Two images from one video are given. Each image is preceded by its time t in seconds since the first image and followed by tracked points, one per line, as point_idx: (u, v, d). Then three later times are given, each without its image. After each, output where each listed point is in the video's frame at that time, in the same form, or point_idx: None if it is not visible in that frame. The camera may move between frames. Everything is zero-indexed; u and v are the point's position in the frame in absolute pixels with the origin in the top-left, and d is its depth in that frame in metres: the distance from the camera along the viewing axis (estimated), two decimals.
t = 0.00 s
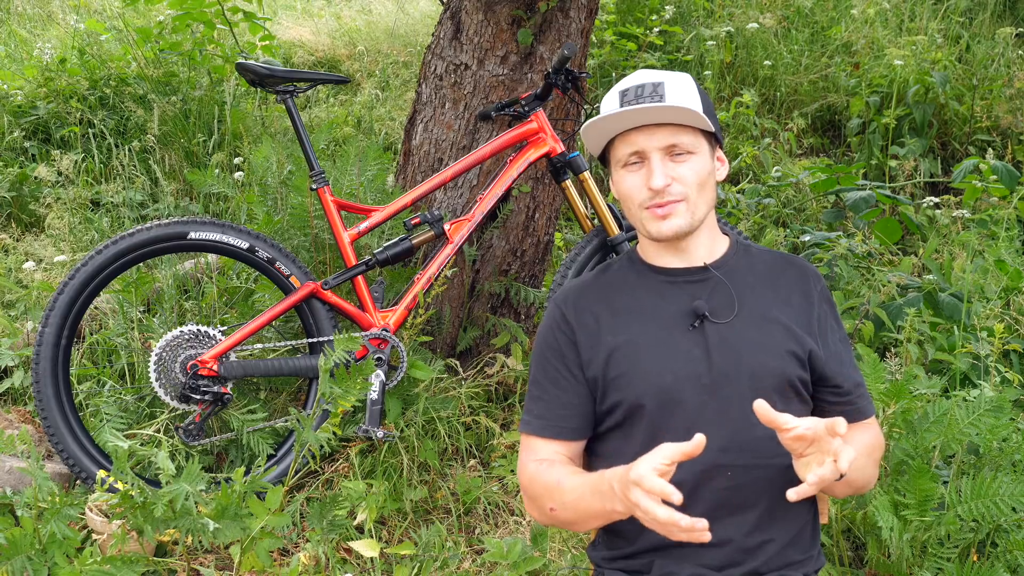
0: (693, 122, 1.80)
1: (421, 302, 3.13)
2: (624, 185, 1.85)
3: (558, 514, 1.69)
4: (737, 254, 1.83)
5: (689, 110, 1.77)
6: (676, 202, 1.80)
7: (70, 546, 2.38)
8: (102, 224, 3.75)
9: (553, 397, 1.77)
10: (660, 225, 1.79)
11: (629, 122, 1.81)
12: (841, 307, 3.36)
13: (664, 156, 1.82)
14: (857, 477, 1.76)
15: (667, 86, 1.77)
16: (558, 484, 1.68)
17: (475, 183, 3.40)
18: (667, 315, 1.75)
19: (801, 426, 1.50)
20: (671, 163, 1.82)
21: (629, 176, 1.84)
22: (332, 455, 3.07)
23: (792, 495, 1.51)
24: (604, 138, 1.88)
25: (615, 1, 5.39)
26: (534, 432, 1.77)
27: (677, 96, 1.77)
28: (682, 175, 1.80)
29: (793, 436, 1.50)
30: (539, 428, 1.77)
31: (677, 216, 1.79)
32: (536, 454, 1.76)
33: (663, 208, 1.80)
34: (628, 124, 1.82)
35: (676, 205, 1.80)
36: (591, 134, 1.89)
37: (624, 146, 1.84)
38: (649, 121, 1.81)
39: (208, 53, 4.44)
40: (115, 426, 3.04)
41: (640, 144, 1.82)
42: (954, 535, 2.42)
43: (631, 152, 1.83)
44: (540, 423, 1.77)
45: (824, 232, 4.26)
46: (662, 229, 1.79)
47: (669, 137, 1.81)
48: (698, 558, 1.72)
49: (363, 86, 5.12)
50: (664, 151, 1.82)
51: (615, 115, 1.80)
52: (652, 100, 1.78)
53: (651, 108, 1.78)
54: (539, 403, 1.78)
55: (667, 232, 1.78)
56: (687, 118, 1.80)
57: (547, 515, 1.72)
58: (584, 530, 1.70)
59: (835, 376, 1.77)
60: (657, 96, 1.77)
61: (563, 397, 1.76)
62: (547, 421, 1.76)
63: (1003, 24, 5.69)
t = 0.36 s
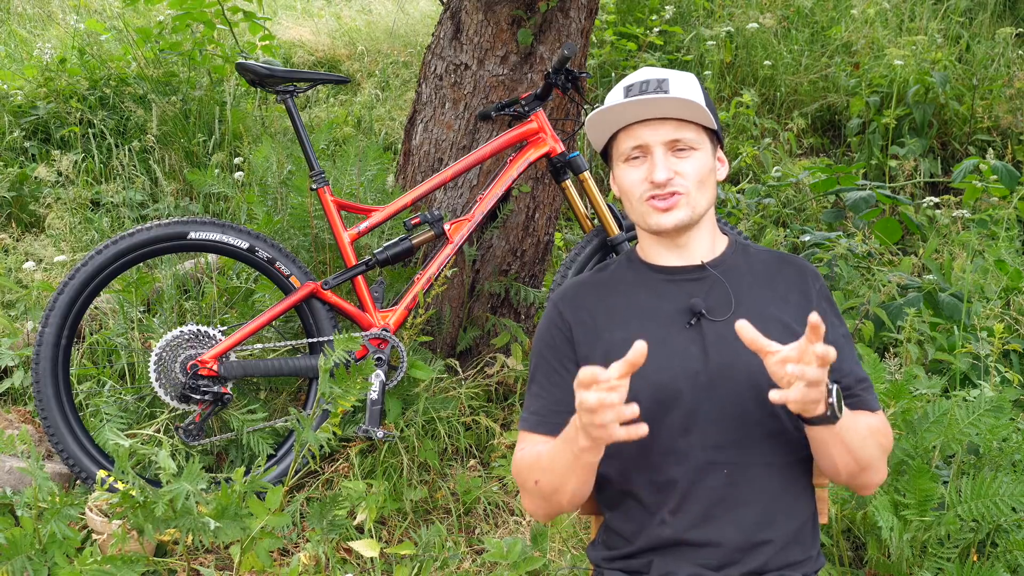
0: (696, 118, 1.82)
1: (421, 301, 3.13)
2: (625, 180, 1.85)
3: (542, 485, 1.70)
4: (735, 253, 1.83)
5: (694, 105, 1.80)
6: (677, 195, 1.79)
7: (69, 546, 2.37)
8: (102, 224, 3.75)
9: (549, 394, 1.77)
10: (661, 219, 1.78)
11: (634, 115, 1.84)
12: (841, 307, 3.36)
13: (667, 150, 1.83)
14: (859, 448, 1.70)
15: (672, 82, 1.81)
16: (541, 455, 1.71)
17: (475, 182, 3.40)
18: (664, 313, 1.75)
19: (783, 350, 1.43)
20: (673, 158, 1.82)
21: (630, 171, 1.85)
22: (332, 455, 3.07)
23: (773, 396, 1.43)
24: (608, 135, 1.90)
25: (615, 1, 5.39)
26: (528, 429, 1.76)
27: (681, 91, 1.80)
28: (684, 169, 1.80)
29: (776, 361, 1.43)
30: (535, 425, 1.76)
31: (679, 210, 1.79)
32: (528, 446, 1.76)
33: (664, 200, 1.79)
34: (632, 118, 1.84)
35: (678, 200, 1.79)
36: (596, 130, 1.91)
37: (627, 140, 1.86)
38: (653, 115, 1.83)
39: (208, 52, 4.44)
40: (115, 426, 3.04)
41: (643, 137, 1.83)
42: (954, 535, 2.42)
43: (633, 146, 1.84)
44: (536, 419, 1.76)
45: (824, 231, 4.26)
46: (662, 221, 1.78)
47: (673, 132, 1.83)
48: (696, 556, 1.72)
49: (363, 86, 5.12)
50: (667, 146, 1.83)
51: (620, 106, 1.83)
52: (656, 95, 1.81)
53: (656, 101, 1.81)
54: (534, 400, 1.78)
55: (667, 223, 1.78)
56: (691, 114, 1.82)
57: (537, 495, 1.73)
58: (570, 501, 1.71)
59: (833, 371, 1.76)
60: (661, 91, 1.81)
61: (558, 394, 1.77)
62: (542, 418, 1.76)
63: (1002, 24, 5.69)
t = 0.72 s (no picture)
0: (706, 131, 1.79)
1: (421, 301, 3.13)
2: (634, 191, 1.84)
3: (572, 508, 1.67)
4: (741, 255, 1.83)
5: (704, 117, 1.76)
6: (686, 211, 1.79)
7: (70, 546, 2.37)
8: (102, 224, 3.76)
9: (557, 397, 1.76)
10: (670, 234, 1.78)
11: (643, 129, 1.80)
12: (840, 307, 3.35)
13: (676, 164, 1.81)
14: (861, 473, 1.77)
15: (681, 91, 1.76)
16: (568, 476, 1.68)
17: (475, 183, 3.40)
18: (672, 317, 1.75)
19: (827, 432, 1.52)
20: (682, 171, 1.81)
21: (639, 182, 1.84)
22: (332, 455, 3.07)
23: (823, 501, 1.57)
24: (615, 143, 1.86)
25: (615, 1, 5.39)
26: (537, 433, 1.76)
27: (691, 102, 1.76)
28: (693, 184, 1.80)
29: (817, 443, 1.51)
30: (544, 429, 1.75)
31: (688, 224, 1.79)
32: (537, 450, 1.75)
33: (673, 216, 1.80)
34: (641, 130, 1.80)
35: (687, 213, 1.80)
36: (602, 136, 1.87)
37: (635, 151, 1.83)
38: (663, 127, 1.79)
39: (208, 52, 4.44)
40: (115, 426, 3.04)
41: (652, 151, 1.81)
42: (954, 535, 2.42)
43: (642, 158, 1.82)
44: (544, 424, 1.76)
45: (823, 231, 4.26)
46: (671, 238, 1.78)
47: (682, 144, 1.80)
48: (699, 558, 1.72)
49: (363, 87, 5.12)
50: (677, 159, 1.81)
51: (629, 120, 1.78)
52: (666, 109, 1.76)
53: (665, 116, 1.76)
54: (542, 404, 1.77)
55: (677, 241, 1.78)
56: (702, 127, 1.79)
57: (556, 509, 1.70)
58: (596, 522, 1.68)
59: (835, 376, 1.77)
60: (670, 102, 1.76)
61: (566, 397, 1.76)
62: (551, 422, 1.75)
63: (1003, 25, 5.69)
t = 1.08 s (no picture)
0: (707, 129, 1.79)
1: (421, 301, 3.13)
2: (635, 189, 1.84)
3: (566, 499, 1.69)
4: (741, 256, 1.83)
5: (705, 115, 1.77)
6: (688, 208, 1.79)
7: (69, 546, 2.37)
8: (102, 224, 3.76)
9: (558, 396, 1.77)
10: (671, 230, 1.78)
11: (644, 126, 1.80)
12: (840, 307, 3.35)
13: (677, 161, 1.81)
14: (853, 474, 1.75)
15: (683, 89, 1.77)
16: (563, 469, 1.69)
17: (475, 183, 3.40)
18: (672, 316, 1.75)
19: (810, 421, 1.50)
20: (683, 169, 1.81)
21: (640, 180, 1.83)
22: (332, 455, 3.07)
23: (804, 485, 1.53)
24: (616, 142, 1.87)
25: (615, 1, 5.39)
26: (537, 431, 1.76)
27: (692, 101, 1.76)
28: (695, 181, 1.80)
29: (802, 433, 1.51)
30: (544, 426, 1.76)
31: (689, 220, 1.79)
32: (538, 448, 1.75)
33: (675, 213, 1.79)
34: (642, 128, 1.80)
35: (688, 210, 1.79)
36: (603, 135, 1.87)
37: (636, 150, 1.83)
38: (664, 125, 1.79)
39: (208, 52, 4.44)
40: (115, 426, 3.04)
41: (653, 148, 1.81)
42: (954, 535, 2.42)
43: (643, 156, 1.82)
44: (544, 421, 1.76)
45: (823, 231, 4.26)
46: (673, 234, 1.78)
47: (683, 142, 1.80)
48: (699, 558, 1.71)
49: (363, 86, 5.12)
50: (678, 157, 1.81)
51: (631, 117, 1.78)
52: (668, 107, 1.76)
53: (667, 113, 1.76)
54: (543, 402, 1.78)
55: (679, 237, 1.78)
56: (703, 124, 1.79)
57: (555, 504, 1.72)
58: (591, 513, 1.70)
59: (834, 375, 1.77)
60: (672, 100, 1.77)
61: (566, 395, 1.76)
62: (551, 420, 1.76)
63: (1003, 25, 5.69)
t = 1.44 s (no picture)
0: (694, 116, 1.82)
1: (421, 301, 3.13)
2: (624, 177, 1.85)
3: (542, 499, 1.71)
4: (735, 253, 1.83)
5: (691, 102, 1.79)
6: (675, 194, 1.80)
7: (69, 546, 2.38)
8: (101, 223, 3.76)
9: (551, 396, 1.78)
10: (659, 217, 1.79)
11: (631, 115, 1.83)
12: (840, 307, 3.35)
13: (665, 149, 1.83)
14: (852, 461, 1.68)
15: (669, 79, 1.80)
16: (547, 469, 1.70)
17: (475, 182, 3.40)
18: (665, 314, 1.75)
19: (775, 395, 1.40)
20: (671, 156, 1.82)
21: (629, 169, 1.85)
22: (332, 455, 3.07)
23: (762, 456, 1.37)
24: (606, 131, 1.90)
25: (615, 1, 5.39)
26: (530, 431, 1.78)
27: (680, 89, 1.79)
28: (682, 167, 1.81)
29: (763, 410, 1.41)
30: (536, 426, 1.77)
31: (677, 207, 1.79)
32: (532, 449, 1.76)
33: (663, 200, 1.80)
34: (630, 117, 1.84)
35: (676, 197, 1.80)
36: (594, 124, 1.91)
37: (625, 139, 1.86)
38: (651, 113, 1.83)
39: (208, 52, 4.44)
40: (115, 426, 3.04)
41: (641, 136, 1.84)
42: (954, 535, 2.42)
43: (632, 145, 1.84)
44: (537, 421, 1.78)
45: (823, 231, 4.26)
46: (660, 220, 1.79)
47: (671, 130, 1.83)
48: (697, 557, 1.72)
49: (363, 87, 5.12)
50: (665, 144, 1.83)
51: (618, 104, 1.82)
52: (655, 94, 1.80)
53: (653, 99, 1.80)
54: (536, 402, 1.80)
55: (666, 223, 1.78)
56: (689, 112, 1.82)
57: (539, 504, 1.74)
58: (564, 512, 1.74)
59: (830, 368, 1.75)
60: (659, 89, 1.80)
61: (559, 395, 1.78)
62: (543, 420, 1.77)
63: (1003, 24, 5.69)
